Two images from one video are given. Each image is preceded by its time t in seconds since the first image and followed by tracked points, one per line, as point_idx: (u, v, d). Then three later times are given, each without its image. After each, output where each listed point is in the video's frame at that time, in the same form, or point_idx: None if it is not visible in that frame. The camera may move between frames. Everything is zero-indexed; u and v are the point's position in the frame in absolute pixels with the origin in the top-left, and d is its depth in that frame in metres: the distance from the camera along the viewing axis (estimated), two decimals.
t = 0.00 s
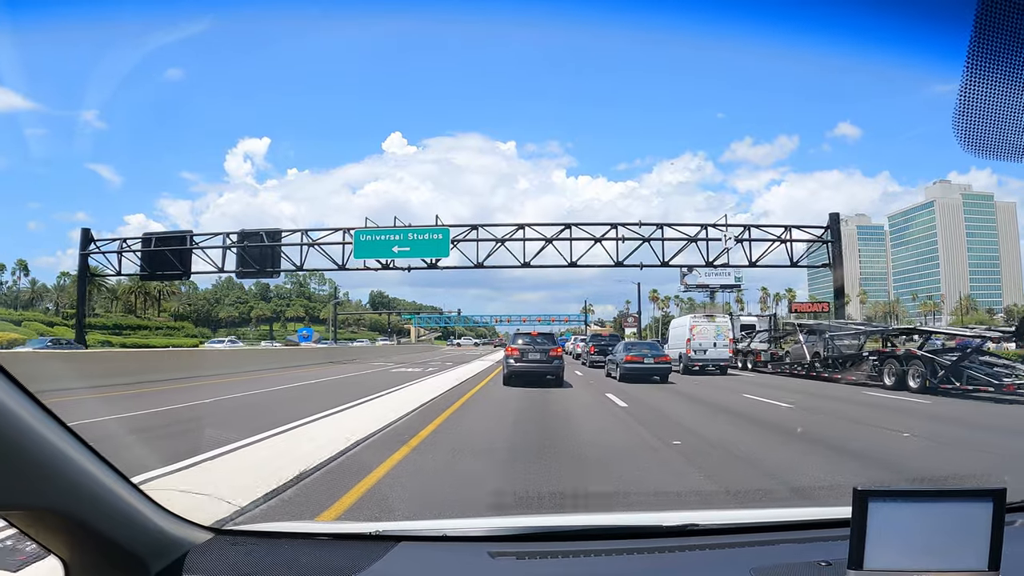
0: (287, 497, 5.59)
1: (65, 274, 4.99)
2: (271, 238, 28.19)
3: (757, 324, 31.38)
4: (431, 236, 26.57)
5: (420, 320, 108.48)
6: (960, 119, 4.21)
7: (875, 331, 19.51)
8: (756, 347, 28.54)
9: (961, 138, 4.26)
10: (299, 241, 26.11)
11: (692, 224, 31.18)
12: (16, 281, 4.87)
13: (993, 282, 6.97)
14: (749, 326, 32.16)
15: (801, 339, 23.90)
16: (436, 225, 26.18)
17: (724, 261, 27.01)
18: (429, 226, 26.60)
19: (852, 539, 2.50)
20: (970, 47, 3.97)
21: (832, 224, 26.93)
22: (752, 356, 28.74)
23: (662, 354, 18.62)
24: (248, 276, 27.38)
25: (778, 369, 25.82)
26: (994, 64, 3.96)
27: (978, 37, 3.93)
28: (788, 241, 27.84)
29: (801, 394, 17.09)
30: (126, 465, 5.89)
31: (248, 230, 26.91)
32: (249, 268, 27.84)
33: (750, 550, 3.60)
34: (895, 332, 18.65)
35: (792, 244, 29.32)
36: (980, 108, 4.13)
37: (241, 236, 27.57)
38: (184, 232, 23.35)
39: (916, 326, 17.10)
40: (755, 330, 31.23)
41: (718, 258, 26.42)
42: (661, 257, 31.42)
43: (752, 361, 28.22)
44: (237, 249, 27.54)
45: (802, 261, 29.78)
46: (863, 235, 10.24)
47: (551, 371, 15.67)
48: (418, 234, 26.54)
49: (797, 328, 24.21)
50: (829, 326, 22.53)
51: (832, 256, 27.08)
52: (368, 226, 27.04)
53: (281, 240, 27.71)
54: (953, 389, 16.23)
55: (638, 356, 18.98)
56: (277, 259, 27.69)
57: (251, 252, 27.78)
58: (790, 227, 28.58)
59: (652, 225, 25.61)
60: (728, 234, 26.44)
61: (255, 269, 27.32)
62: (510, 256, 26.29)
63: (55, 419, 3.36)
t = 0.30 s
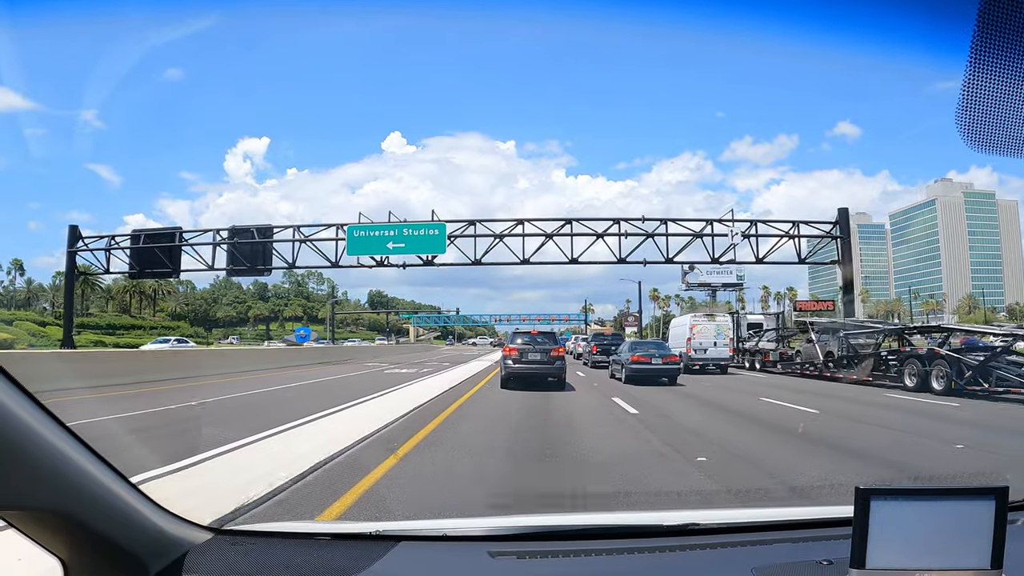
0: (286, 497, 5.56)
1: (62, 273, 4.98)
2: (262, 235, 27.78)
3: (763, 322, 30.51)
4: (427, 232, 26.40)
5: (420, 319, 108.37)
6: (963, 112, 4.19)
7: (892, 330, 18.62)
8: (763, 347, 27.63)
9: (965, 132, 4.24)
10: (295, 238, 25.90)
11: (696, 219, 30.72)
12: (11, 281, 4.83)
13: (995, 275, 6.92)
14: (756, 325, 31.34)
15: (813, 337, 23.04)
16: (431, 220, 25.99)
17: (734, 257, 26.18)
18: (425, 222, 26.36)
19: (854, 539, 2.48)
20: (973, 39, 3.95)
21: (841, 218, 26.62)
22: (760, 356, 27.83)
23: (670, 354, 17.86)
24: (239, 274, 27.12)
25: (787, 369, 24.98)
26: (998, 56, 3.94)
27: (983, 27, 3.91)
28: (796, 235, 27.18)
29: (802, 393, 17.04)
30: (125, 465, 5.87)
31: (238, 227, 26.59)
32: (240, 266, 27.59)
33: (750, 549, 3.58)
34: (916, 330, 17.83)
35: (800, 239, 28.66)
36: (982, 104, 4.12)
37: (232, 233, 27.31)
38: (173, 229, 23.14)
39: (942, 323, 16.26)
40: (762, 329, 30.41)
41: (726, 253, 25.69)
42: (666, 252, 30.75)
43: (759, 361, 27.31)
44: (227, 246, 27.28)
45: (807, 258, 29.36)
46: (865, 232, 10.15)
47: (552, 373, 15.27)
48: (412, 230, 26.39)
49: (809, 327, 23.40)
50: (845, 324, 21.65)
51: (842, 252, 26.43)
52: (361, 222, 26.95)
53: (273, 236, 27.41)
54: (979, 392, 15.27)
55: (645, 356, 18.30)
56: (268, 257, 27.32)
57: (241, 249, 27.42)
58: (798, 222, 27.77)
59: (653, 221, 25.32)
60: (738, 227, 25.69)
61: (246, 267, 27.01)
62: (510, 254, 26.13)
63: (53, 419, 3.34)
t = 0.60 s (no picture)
0: (286, 496, 5.55)
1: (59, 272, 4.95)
2: (254, 232, 27.22)
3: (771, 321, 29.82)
4: (424, 228, 26.24)
5: (420, 319, 108.33)
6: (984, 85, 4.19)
7: (910, 327, 17.99)
8: (770, 347, 26.96)
9: (986, 107, 4.22)
10: (290, 236, 25.63)
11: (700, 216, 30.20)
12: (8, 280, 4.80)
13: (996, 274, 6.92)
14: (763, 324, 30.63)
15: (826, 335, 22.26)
16: (427, 216, 25.79)
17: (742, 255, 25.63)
18: (421, 218, 26.20)
19: (864, 532, 2.45)
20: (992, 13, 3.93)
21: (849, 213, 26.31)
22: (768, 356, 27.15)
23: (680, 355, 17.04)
24: (230, 272, 26.76)
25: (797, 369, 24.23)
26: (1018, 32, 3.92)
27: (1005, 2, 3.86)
28: (804, 230, 26.67)
29: (803, 392, 17.04)
30: (125, 465, 5.84)
31: (229, 224, 26.24)
32: (231, 263, 27.19)
33: (755, 545, 3.56)
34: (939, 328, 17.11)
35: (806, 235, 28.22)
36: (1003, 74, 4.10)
37: (222, 229, 26.92)
38: (162, 225, 22.86)
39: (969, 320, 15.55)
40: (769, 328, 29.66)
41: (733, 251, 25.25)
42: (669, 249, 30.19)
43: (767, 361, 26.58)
44: (217, 243, 26.89)
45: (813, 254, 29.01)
46: (868, 232, 10.11)
47: (554, 376, 14.72)
48: (407, 226, 26.26)
49: (821, 325, 22.70)
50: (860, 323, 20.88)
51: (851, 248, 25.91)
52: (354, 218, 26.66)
53: (264, 233, 27.04)
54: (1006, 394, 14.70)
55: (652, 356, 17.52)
56: (259, 254, 26.85)
57: (232, 246, 27.03)
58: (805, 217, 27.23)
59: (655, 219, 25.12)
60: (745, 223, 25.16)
61: (237, 264, 26.59)
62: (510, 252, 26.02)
63: (51, 416, 3.31)
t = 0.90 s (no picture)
0: (283, 497, 5.56)
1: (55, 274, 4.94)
2: (245, 229, 27.01)
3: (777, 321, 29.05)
4: (419, 224, 25.91)
5: (419, 320, 108.53)
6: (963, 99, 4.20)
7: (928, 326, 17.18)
8: (776, 346, 26.17)
9: (967, 120, 4.26)
10: (283, 234, 25.46)
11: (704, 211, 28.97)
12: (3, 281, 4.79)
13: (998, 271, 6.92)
14: (767, 323, 29.81)
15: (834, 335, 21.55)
16: (422, 212, 25.46)
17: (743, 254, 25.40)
18: (416, 214, 25.86)
19: (853, 536, 2.46)
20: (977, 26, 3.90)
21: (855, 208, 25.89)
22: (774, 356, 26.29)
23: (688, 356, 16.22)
24: (221, 271, 26.47)
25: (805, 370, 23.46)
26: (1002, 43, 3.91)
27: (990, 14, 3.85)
28: (809, 226, 26.22)
29: (802, 391, 17.03)
30: (122, 467, 5.85)
31: (220, 221, 25.96)
32: (221, 262, 26.85)
33: (748, 547, 3.55)
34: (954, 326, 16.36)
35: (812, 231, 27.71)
36: (986, 86, 4.10)
37: (212, 228, 26.65)
38: (150, 223, 22.76)
39: (989, 317, 14.81)
40: (774, 326, 28.86)
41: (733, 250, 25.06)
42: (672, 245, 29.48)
43: (774, 361, 25.69)
44: (208, 241, 26.64)
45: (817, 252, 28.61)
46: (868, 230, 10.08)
47: (554, 379, 14.01)
48: (402, 223, 25.99)
49: (831, 323, 21.96)
50: (870, 321, 20.13)
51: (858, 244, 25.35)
52: (347, 215, 26.55)
53: (255, 230, 26.62)
54: None
55: (658, 357, 16.66)
56: (250, 252, 26.52)
57: (223, 244, 26.77)
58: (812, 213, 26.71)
59: (653, 218, 25.04)
60: (745, 221, 24.91)
61: (228, 263, 26.31)
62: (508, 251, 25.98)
63: (47, 418, 3.31)
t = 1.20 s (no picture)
0: (281, 497, 5.55)
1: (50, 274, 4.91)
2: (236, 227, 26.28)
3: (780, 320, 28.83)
4: (415, 221, 24.98)
5: (419, 319, 108.38)
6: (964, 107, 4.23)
7: (945, 325, 16.79)
8: (783, 344, 25.85)
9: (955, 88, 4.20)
10: (276, 231, 24.69)
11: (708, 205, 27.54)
12: None
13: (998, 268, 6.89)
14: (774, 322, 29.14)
15: (844, 334, 20.99)
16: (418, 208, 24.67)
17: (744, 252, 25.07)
18: (411, 210, 24.88)
19: (852, 536, 2.44)
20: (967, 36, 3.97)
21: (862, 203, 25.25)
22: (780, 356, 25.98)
23: (696, 357, 15.37)
24: (212, 269, 25.85)
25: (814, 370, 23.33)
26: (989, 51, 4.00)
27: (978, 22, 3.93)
28: (815, 222, 25.88)
29: (801, 391, 17.04)
30: (118, 469, 5.82)
31: (211, 218, 25.26)
32: (212, 260, 26.11)
33: (746, 546, 3.54)
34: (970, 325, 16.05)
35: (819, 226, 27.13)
36: (988, 85, 4.13)
37: (203, 225, 26.02)
38: (141, 221, 22.58)
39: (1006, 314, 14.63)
40: (781, 325, 28.15)
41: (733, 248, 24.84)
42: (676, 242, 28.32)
43: (781, 361, 25.38)
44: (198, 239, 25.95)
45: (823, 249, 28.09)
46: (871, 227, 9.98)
47: (555, 381, 13.11)
48: (396, 219, 24.95)
49: (840, 322, 21.48)
50: (882, 319, 19.47)
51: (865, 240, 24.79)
52: (341, 211, 25.64)
53: (247, 228, 25.90)
54: None
55: (665, 358, 15.68)
56: (242, 251, 25.90)
57: (214, 242, 25.97)
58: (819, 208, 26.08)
59: (653, 216, 24.91)
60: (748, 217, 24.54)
61: (218, 262, 25.57)
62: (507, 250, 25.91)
63: (39, 419, 3.28)
